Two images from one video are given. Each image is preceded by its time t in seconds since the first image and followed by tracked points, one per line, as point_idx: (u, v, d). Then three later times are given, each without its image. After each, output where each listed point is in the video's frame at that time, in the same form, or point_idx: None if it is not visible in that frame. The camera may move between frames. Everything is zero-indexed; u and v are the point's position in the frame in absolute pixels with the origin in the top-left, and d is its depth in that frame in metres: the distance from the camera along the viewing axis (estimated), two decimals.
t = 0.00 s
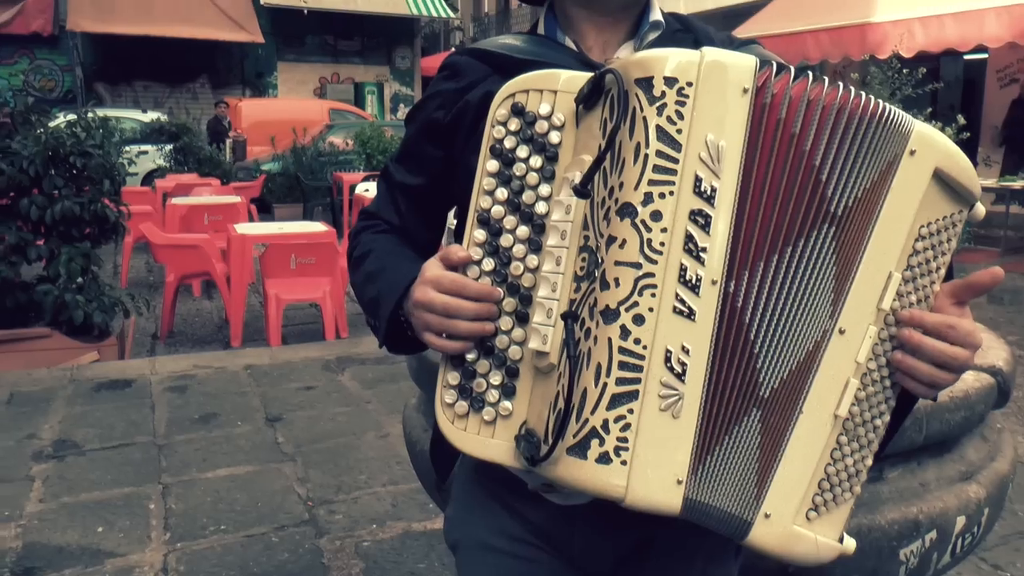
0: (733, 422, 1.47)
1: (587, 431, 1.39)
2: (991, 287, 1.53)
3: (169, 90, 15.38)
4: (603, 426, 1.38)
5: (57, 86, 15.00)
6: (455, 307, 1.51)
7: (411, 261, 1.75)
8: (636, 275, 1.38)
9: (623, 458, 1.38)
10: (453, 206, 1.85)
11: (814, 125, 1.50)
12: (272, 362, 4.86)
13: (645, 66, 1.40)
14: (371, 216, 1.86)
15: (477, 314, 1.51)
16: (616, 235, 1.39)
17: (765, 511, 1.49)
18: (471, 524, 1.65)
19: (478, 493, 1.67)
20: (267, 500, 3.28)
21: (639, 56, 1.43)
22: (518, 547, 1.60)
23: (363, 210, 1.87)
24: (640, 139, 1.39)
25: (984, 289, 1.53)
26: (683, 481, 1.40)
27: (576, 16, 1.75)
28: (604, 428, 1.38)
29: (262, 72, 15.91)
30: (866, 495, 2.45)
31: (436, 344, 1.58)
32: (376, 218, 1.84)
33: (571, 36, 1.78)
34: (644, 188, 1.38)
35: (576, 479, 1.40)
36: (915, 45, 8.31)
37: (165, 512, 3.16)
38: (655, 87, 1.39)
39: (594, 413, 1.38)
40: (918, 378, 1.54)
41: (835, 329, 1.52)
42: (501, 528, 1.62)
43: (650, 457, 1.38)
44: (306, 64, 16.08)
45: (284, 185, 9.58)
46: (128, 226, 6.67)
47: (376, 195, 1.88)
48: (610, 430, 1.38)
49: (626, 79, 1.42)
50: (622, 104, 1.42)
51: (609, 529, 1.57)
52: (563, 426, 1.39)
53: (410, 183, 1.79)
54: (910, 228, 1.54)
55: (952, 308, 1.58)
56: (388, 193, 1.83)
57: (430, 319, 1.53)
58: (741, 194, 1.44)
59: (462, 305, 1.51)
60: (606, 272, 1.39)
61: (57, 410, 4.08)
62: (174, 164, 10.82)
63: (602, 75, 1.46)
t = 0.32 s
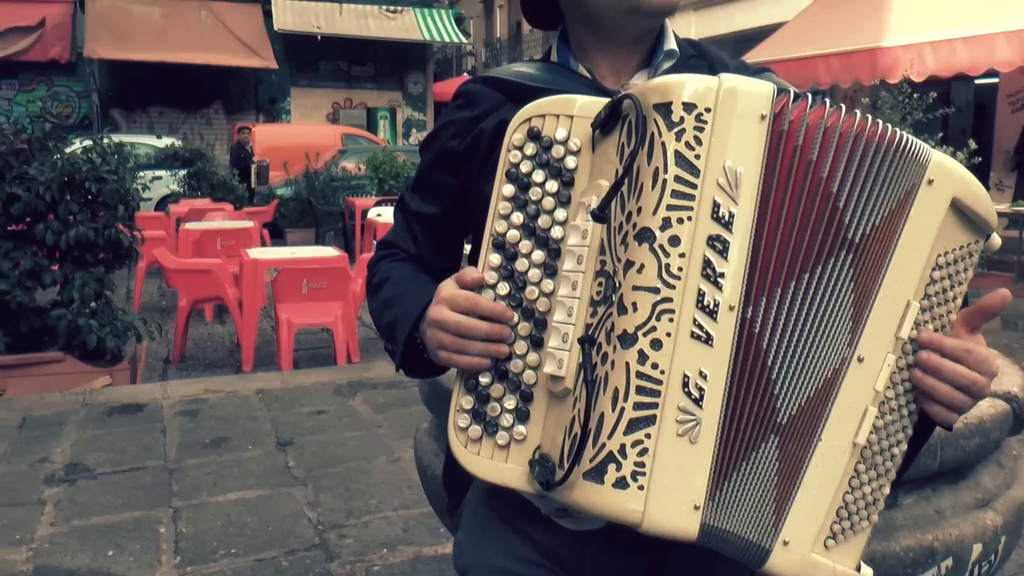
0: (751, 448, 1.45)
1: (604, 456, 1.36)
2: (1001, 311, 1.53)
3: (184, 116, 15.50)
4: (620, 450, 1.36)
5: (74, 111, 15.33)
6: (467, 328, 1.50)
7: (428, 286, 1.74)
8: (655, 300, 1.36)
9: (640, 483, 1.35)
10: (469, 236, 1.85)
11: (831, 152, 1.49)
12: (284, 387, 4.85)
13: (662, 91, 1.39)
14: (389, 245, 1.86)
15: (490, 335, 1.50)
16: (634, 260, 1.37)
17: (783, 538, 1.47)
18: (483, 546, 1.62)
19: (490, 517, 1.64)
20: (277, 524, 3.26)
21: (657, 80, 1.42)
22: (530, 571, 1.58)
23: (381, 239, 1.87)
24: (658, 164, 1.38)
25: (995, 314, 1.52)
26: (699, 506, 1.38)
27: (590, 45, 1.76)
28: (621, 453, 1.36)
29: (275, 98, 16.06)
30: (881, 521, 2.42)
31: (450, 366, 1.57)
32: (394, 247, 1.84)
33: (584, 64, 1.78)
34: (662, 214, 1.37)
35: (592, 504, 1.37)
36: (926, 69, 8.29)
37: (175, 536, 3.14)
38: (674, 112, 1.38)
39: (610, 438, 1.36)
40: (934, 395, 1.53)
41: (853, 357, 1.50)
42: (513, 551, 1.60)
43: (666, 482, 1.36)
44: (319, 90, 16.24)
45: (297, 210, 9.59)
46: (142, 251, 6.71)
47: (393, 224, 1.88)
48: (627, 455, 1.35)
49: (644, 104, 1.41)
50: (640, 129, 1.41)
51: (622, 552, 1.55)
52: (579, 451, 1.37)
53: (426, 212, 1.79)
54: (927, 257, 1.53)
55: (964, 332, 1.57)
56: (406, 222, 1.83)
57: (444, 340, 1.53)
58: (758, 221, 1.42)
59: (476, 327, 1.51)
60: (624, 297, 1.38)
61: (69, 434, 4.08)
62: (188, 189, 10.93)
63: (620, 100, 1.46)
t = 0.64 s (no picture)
0: (766, 462, 1.44)
1: (620, 473, 1.36)
2: (1016, 327, 1.51)
3: (195, 135, 15.63)
4: (636, 467, 1.35)
5: (87, 131, 15.13)
6: (479, 346, 1.49)
7: (437, 306, 1.74)
8: (668, 316, 1.36)
9: (657, 499, 1.35)
10: (477, 253, 1.85)
11: (839, 165, 1.48)
12: (293, 404, 4.84)
13: (671, 108, 1.40)
14: (397, 264, 1.85)
15: (502, 354, 1.50)
16: (646, 276, 1.37)
17: (803, 554, 1.46)
18: (495, 566, 1.66)
19: (503, 537, 1.67)
20: (286, 541, 3.25)
21: (665, 97, 1.42)
22: None
23: (389, 258, 1.87)
24: (668, 181, 1.38)
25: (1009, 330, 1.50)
26: (717, 522, 1.37)
27: (595, 62, 1.77)
28: (637, 469, 1.35)
29: (285, 116, 16.17)
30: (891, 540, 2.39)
31: (463, 385, 1.56)
32: (402, 267, 1.84)
33: (590, 80, 1.79)
34: (674, 230, 1.37)
35: (609, 521, 1.37)
36: (934, 86, 8.29)
37: (183, 553, 3.13)
38: (684, 129, 1.39)
39: (627, 454, 1.35)
40: (948, 417, 1.51)
41: (869, 371, 1.49)
42: (527, 569, 1.62)
43: (683, 498, 1.35)
44: (329, 108, 16.37)
45: (306, 228, 9.64)
46: (152, 269, 6.75)
47: (400, 243, 1.88)
48: (643, 472, 1.35)
49: (653, 121, 1.42)
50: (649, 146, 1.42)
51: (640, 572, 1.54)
52: (596, 468, 1.36)
53: (433, 231, 1.80)
54: (939, 270, 1.51)
55: (977, 348, 1.55)
56: (413, 241, 1.84)
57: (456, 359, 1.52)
58: (768, 235, 1.42)
59: (487, 346, 1.50)
60: (636, 313, 1.37)
61: (78, 451, 4.08)
62: (198, 208, 10.98)
63: (628, 118, 1.46)
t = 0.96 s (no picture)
0: (764, 478, 1.45)
1: (614, 486, 1.35)
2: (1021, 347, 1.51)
3: (203, 154, 15.73)
4: (630, 480, 1.34)
5: (95, 150, 15.18)
6: (482, 363, 1.49)
7: (443, 323, 1.74)
8: (662, 330, 1.36)
9: (651, 512, 1.34)
10: (483, 273, 1.85)
11: (837, 183, 1.49)
12: (299, 423, 4.83)
13: (668, 125, 1.40)
14: (403, 282, 1.85)
15: (504, 371, 1.49)
16: (641, 291, 1.37)
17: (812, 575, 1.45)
18: None
19: (506, 552, 1.68)
20: (292, 560, 3.24)
21: (664, 115, 1.43)
22: None
23: (396, 277, 1.87)
24: (663, 197, 1.38)
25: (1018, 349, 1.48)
26: (711, 536, 1.36)
27: (601, 83, 1.77)
28: (632, 482, 1.34)
29: (293, 135, 16.26)
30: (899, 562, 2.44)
31: (465, 403, 1.55)
32: (408, 285, 1.84)
33: (596, 100, 1.79)
34: (668, 245, 1.37)
35: (604, 536, 1.35)
36: (940, 104, 8.33)
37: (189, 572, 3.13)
38: (679, 145, 1.39)
39: (622, 467, 1.35)
40: (953, 436, 1.50)
41: (877, 393, 1.48)
42: None
43: (680, 515, 1.34)
44: (337, 127, 16.48)
45: (313, 246, 9.64)
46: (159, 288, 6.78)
47: (408, 261, 1.88)
48: (638, 485, 1.34)
49: (650, 138, 1.42)
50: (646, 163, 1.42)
51: None
52: (591, 482, 1.35)
53: (440, 249, 1.79)
54: (946, 291, 1.51)
55: (983, 367, 1.53)
56: (420, 260, 1.84)
57: (459, 378, 1.52)
58: (764, 252, 1.42)
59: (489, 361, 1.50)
60: (631, 328, 1.37)
61: (84, 469, 4.08)
62: (205, 227, 11.17)
63: (627, 136, 1.46)
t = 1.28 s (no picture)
0: (754, 496, 1.49)
1: (602, 504, 1.36)
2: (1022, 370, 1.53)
3: (208, 173, 15.81)
4: (619, 498, 1.35)
5: (101, 170, 15.16)
6: (481, 386, 1.50)
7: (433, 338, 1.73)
8: (650, 349, 1.38)
9: (638, 530, 1.34)
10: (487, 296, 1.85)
11: (827, 205, 1.56)
12: (302, 442, 4.82)
13: (659, 146, 1.44)
14: (407, 302, 1.85)
15: (501, 394, 1.51)
16: (631, 310, 1.40)
17: None
18: None
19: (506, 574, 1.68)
20: None
21: (654, 136, 1.47)
22: None
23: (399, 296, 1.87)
24: (653, 218, 1.42)
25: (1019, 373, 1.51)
26: (699, 554, 1.37)
27: (603, 109, 1.78)
28: (619, 500, 1.35)
29: (298, 154, 16.35)
30: None
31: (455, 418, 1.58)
32: (411, 304, 1.84)
33: (599, 124, 1.80)
34: (657, 264, 1.40)
35: (593, 553, 1.36)
36: (942, 123, 8.31)
37: None
38: (668, 165, 1.43)
39: (609, 485, 1.36)
40: (956, 463, 1.54)
41: (874, 415, 1.53)
42: None
43: (665, 532, 1.35)
44: (341, 146, 16.56)
45: (318, 266, 9.61)
46: (164, 307, 6.78)
47: (412, 282, 1.88)
48: (626, 503, 1.35)
49: (642, 160, 1.46)
50: (637, 183, 1.46)
51: None
52: (580, 499, 1.37)
53: (445, 270, 1.80)
54: (945, 314, 1.56)
55: (984, 392, 1.57)
56: (424, 280, 1.84)
57: (454, 396, 1.53)
58: (752, 272, 1.47)
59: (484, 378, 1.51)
60: (620, 347, 1.40)
61: (87, 489, 4.06)
62: (209, 246, 11.09)
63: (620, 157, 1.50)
